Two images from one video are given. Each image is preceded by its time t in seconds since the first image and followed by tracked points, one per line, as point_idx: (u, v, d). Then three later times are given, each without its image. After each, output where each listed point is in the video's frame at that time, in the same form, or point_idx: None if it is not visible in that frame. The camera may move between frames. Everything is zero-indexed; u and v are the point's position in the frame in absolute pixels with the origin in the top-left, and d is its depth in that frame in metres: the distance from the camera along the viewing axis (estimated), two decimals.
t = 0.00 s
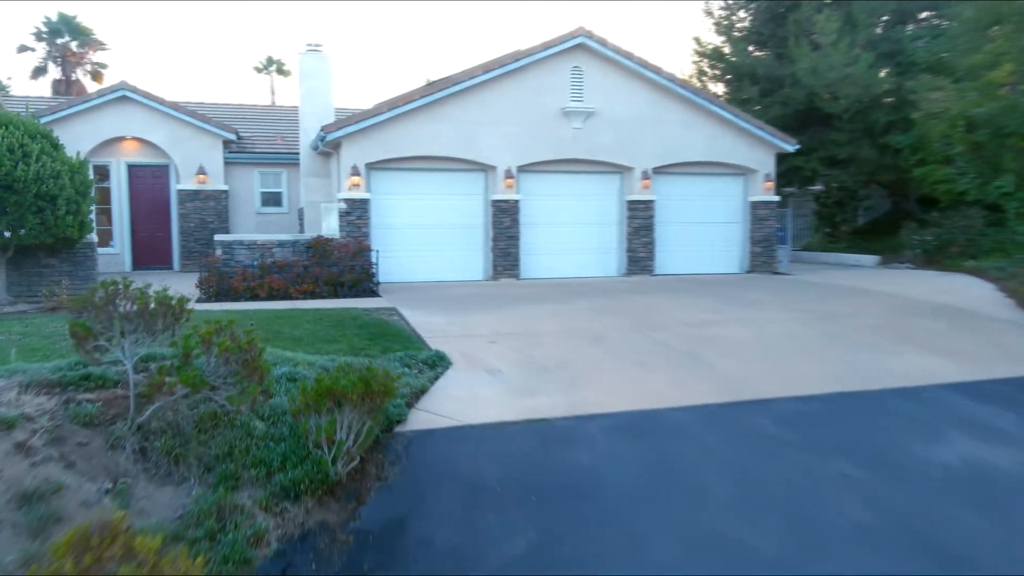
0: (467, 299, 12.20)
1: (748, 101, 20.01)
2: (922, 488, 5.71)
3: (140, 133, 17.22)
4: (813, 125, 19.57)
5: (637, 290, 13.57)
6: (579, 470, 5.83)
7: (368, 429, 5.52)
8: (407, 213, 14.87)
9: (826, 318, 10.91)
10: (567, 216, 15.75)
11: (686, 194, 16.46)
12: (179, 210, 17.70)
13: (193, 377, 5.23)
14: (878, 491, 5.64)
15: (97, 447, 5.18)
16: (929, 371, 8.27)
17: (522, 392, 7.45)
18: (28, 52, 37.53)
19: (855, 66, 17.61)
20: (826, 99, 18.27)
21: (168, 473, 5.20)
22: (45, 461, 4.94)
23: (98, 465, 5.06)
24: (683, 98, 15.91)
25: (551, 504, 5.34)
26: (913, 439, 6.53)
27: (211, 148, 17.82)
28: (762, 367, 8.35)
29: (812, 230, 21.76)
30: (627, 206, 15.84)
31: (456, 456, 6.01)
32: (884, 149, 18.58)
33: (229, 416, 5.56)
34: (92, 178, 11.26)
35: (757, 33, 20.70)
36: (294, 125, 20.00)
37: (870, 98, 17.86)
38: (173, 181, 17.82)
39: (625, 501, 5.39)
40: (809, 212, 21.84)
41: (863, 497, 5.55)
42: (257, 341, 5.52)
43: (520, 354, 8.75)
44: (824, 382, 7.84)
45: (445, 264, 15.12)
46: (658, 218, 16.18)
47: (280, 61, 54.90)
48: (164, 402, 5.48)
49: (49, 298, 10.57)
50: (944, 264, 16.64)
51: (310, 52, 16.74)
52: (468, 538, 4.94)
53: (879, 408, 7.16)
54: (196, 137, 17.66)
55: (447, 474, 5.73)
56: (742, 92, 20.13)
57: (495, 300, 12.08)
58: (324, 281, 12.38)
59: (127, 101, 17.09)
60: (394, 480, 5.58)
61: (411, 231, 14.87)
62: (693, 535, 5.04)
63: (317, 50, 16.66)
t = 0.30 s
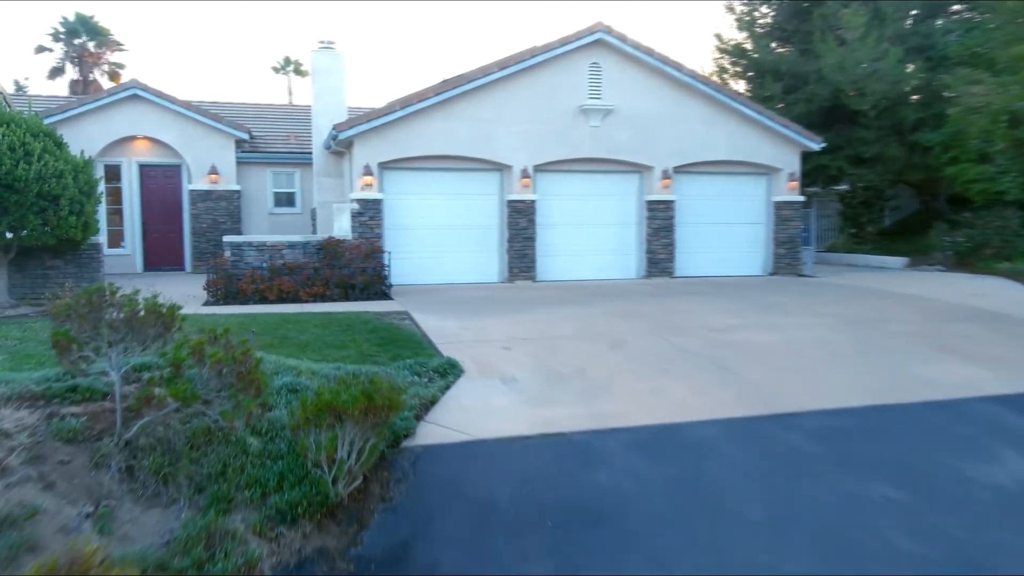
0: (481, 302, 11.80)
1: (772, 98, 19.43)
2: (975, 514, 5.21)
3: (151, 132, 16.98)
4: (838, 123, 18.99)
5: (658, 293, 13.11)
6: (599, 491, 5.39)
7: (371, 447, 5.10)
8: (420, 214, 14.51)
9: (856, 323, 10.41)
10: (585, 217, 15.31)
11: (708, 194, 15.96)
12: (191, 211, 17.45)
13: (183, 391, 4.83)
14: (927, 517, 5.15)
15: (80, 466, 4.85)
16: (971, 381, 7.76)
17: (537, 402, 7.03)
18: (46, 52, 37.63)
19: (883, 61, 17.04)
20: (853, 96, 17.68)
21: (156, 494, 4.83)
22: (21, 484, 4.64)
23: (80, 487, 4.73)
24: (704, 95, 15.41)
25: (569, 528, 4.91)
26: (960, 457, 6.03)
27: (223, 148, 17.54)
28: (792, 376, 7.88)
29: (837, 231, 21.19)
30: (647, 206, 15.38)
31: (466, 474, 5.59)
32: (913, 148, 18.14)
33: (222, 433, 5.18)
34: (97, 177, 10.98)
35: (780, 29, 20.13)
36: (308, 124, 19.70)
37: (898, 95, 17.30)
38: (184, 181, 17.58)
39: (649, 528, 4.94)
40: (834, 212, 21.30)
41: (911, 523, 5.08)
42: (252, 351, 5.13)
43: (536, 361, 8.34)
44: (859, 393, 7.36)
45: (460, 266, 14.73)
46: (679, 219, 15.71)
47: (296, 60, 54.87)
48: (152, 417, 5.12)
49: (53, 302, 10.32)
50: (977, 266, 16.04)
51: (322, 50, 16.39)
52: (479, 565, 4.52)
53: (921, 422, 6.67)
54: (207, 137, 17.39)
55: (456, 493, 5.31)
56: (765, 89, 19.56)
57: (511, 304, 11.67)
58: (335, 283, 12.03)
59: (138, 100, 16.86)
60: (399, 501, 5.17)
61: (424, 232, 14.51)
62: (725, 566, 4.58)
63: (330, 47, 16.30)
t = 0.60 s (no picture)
0: (496, 306, 11.39)
1: (797, 95, 18.87)
2: None
3: (163, 131, 16.76)
4: (866, 121, 18.40)
5: (680, 296, 12.62)
6: (621, 515, 4.96)
7: (374, 466, 4.70)
8: (435, 214, 14.14)
9: (892, 329, 9.89)
10: (604, 218, 14.86)
11: (732, 194, 15.45)
12: (203, 211, 17.19)
13: (171, 406, 4.46)
14: (984, 547, 4.67)
15: (61, 485, 4.53)
16: (1020, 393, 7.23)
17: (555, 414, 6.61)
18: (66, 54, 37.81)
19: (914, 56, 16.45)
20: (883, 93, 17.09)
21: (143, 517, 4.48)
22: None
23: (59, 510, 4.40)
24: (728, 91, 14.92)
25: (589, 557, 4.48)
26: (1016, 479, 5.54)
27: (236, 147, 17.28)
28: (827, 387, 7.39)
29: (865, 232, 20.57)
30: (668, 206, 14.90)
31: (478, 495, 5.18)
32: (945, 146, 17.42)
33: (215, 450, 4.81)
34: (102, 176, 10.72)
35: (805, 24, 19.55)
36: (322, 124, 19.38)
37: (930, 90, 16.69)
38: (197, 180, 17.34)
39: (676, 558, 4.51)
40: (862, 212, 20.78)
41: (965, 553, 4.60)
42: (247, 363, 4.76)
43: (553, 370, 7.91)
44: (900, 406, 6.87)
45: (475, 267, 14.34)
46: (701, 219, 15.22)
47: (314, 61, 54.77)
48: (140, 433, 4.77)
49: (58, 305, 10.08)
50: (1014, 269, 15.40)
51: (335, 47, 16.08)
52: None
53: (969, 439, 6.18)
54: (219, 136, 17.14)
55: (467, 516, 4.90)
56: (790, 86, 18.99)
57: (528, 307, 11.25)
58: (347, 286, 11.67)
59: (151, 99, 16.63)
60: (405, 524, 4.77)
61: (439, 234, 14.13)
62: None
63: (343, 45, 16.00)
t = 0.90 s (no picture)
0: (515, 309, 11.00)
1: (826, 91, 18.27)
2: None
3: (179, 131, 16.56)
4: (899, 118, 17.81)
5: (706, 299, 12.15)
6: (648, 541, 4.54)
7: (380, 488, 4.31)
8: (452, 215, 13.77)
9: (932, 335, 9.38)
10: (626, 218, 14.41)
11: (759, 193, 14.94)
12: (219, 211, 16.96)
13: (160, 423, 4.11)
14: None
15: (42, 508, 4.29)
16: None
17: (576, 428, 6.21)
18: (89, 55, 37.97)
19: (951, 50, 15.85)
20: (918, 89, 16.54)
21: (129, 542, 4.15)
22: None
23: (38, 535, 4.16)
24: (756, 86, 14.42)
25: None
26: None
27: (252, 146, 17.04)
28: (867, 399, 6.92)
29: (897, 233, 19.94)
30: (693, 206, 14.43)
31: (493, 517, 4.79)
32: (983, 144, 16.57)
33: (208, 469, 4.46)
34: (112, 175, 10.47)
35: (835, 18, 18.97)
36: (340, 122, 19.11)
37: (968, 85, 16.05)
38: (213, 180, 17.13)
39: None
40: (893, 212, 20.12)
41: None
42: (242, 375, 4.42)
43: (574, 378, 7.50)
44: (949, 421, 6.39)
45: (494, 268, 13.95)
46: (728, 219, 14.72)
47: (334, 60, 54.70)
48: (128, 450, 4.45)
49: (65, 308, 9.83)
50: None
51: (353, 44, 15.85)
52: None
53: None
54: (235, 135, 16.90)
55: (480, 541, 4.51)
56: (820, 82, 18.40)
57: (549, 311, 10.85)
58: (361, 288, 11.32)
59: (166, 97, 16.44)
60: (412, 550, 4.39)
61: (456, 234, 13.77)
62: None
63: (360, 41, 15.80)
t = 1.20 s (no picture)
0: (534, 313, 10.62)
1: (857, 88, 17.61)
2: None
3: (194, 130, 16.37)
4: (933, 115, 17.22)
5: (733, 302, 11.69)
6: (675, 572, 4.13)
7: (384, 514, 3.95)
8: (469, 216, 13.42)
9: (974, 342, 8.85)
10: (649, 218, 13.97)
11: (787, 192, 14.44)
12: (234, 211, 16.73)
13: (144, 442, 3.78)
14: None
15: (17, 533, 4.01)
16: None
17: (597, 443, 5.82)
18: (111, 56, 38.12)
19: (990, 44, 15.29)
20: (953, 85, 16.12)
21: (110, 571, 3.82)
22: None
23: (14, 561, 3.85)
24: (784, 82, 13.92)
25: None
26: None
27: (268, 145, 16.79)
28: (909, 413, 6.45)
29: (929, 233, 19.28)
30: (719, 206, 13.95)
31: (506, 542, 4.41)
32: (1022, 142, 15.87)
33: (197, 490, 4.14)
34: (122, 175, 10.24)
35: (866, 12, 18.36)
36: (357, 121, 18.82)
37: (1008, 80, 15.39)
38: (229, 181, 16.94)
39: None
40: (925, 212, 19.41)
41: None
42: (233, 390, 4.11)
43: (595, 388, 7.10)
44: (1001, 438, 5.90)
45: (513, 270, 13.58)
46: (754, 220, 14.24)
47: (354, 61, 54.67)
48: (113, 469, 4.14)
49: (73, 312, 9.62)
50: None
51: (370, 41, 15.51)
52: None
53: None
54: (251, 134, 16.67)
55: (491, 570, 4.13)
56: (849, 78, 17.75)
57: (569, 315, 10.45)
58: (375, 291, 11.00)
59: (182, 97, 16.25)
60: None
61: (473, 235, 13.42)
62: None
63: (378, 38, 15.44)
